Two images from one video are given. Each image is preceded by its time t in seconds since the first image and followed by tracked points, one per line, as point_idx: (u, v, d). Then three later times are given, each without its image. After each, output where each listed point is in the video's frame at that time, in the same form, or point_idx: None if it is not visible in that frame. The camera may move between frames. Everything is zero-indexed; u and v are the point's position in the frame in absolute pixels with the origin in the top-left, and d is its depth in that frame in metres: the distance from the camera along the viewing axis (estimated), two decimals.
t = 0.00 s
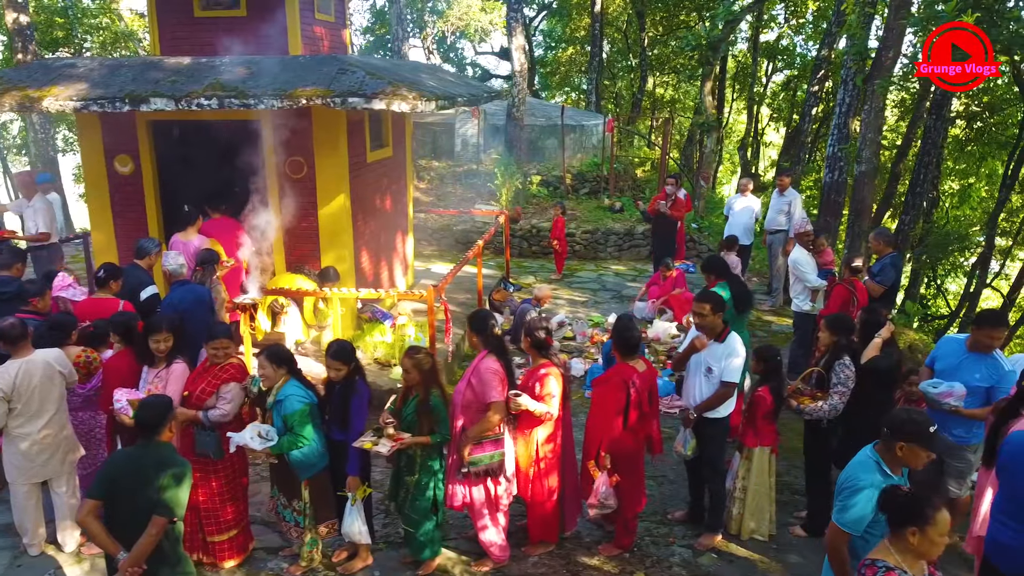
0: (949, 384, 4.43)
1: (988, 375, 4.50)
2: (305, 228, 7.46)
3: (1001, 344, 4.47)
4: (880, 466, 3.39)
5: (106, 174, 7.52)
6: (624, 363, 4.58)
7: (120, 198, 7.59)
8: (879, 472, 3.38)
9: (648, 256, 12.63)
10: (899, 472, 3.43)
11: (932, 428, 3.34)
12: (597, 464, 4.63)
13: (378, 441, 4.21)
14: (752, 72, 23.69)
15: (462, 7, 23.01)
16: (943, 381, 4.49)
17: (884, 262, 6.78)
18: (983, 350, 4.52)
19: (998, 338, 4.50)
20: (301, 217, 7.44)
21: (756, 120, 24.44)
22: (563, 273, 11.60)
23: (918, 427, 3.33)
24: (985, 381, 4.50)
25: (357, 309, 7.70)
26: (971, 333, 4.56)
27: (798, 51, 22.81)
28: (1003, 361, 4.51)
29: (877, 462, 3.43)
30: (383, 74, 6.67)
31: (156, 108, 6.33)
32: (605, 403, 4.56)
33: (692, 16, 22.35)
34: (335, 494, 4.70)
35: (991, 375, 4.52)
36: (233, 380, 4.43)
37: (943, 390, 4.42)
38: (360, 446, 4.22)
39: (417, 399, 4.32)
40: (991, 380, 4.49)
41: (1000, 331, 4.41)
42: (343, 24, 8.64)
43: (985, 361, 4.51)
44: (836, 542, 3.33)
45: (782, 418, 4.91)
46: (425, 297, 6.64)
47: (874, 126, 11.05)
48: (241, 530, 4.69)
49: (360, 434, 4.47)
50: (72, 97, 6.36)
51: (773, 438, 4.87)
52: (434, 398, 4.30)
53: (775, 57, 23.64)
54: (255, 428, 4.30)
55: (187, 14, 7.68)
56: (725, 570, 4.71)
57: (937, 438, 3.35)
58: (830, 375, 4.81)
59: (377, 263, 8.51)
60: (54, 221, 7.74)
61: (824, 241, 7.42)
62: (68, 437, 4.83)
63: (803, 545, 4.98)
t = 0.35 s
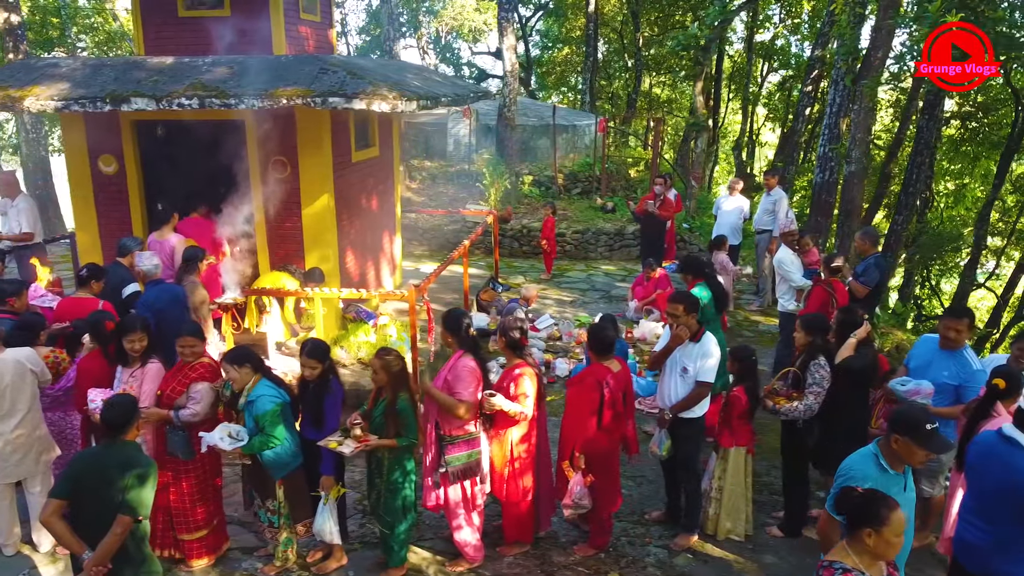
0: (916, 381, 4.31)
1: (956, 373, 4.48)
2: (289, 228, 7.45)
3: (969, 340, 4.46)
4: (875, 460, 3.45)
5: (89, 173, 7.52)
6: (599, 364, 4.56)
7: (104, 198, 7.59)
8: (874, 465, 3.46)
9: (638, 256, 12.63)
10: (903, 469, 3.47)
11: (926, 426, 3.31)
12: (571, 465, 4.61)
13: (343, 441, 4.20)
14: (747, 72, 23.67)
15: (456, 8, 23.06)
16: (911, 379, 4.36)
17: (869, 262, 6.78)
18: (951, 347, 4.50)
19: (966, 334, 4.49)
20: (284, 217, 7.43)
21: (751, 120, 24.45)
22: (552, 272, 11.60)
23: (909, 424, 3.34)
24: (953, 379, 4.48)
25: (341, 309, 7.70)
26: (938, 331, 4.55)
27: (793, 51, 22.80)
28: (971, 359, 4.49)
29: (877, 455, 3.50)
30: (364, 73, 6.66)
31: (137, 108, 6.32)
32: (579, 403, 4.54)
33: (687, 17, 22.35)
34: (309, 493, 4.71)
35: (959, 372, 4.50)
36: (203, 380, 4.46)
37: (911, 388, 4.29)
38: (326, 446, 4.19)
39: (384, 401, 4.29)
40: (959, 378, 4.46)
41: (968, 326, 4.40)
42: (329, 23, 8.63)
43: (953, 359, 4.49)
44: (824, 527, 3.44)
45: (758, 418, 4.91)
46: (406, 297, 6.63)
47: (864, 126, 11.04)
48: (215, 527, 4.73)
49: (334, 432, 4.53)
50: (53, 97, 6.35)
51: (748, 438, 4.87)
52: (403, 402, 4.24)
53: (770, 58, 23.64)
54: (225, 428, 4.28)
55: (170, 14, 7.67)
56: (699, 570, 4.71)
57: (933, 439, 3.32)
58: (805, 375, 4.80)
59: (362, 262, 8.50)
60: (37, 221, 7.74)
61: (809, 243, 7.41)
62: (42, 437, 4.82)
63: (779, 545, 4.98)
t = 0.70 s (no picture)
0: (883, 375, 4.48)
1: (918, 366, 4.51)
2: (272, 229, 7.44)
3: (932, 333, 4.50)
4: (858, 459, 3.37)
5: (73, 172, 7.50)
6: (572, 363, 4.54)
7: (88, 199, 7.57)
8: (858, 463, 3.38)
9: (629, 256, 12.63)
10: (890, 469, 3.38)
11: (906, 424, 3.22)
12: (546, 465, 4.59)
13: (308, 442, 4.31)
14: (742, 72, 23.65)
15: (450, 7, 23.01)
16: (881, 373, 4.53)
17: (851, 262, 6.83)
18: (915, 340, 4.55)
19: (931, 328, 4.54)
20: (268, 217, 7.42)
21: (746, 120, 24.45)
22: (542, 272, 11.60)
23: (891, 421, 3.26)
24: (916, 371, 4.51)
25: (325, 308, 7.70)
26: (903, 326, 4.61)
27: (788, 52, 22.78)
28: (936, 352, 4.50)
29: (863, 454, 3.42)
30: (346, 73, 6.66)
31: (118, 108, 6.31)
32: (552, 403, 4.53)
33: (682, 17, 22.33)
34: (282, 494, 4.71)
35: (923, 365, 4.52)
36: (174, 383, 4.44)
37: (877, 381, 4.47)
38: (291, 447, 4.28)
39: (352, 403, 4.33)
40: (921, 370, 4.49)
41: (928, 316, 4.45)
42: (315, 23, 8.62)
43: (916, 352, 4.53)
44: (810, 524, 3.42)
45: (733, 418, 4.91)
46: (387, 296, 6.64)
47: (853, 126, 11.05)
48: (189, 528, 4.73)
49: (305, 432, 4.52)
50: (34, 97, 6.34)
51: (724, 437, 4.86)
52: (371, 403, 4.29)
53: (765, 58, 23.62)
54: (198, 425, 4.31)
55: (155, 13, 7.66)
56: (674, 570, 4.71)
57: (915, 438, 3.23)
58: (781, 375, 4.80)
59: (348, 263, 8.49)
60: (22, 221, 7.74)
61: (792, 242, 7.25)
62: (16, 436, 4.82)
63: (755, 546, 4.97)
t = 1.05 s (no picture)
0: (854, 371, 4.58)
1: (886, 360, 4.70)
2: (256, 228, 7.43)
3: (899, 328, 4.72)
4: (831, 463, 3.12)
5: (56, 172, 7.49)
6: (545, 363, 4.52)
7: (72, 199, 7.56)
8: (831, 468, 3.14)
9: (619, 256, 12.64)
10: (865, 472, 3.13)
11: (878, 427, 2.98)
12: (519, 465, 4.56)
13: (279, 442, 4.37)
14: (737, 72, 23.64)
15: (444, 7, 22.98)
16: (850, 369, 4.64)
17: (833, 262, 6.82)
18: (883, 335, 4.76)
19: (896, 324, 4.76)
20: (251, 217, 7.41)
21: (741, 120, 24.44)
22: (531, 273, 11.60)
23: (863, 423, 3.02)
24: (884, 365, 4.70)
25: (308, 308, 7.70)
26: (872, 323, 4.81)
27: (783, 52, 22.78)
28: (903, 347, 4.70)
29: (836, 458, 3.17)
30: (328, 73, 6.66)
31: (98, 107, 6.30)
32: (523, 403, 4.50)
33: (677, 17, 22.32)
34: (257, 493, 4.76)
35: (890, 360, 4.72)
36: (136, 389, 4.38)
37: (849, 376, 4.56)
38: (262, 447, 4.35)
39: (322, 403, 4.36)
40: (889, 364, 4.68)
41: (894, 311, 4.69)
42: (300, 23, 8.63)
43: (884, 347, 4.73)
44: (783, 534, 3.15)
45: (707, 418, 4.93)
46: (368, 295, 6.64)
47: (841, 127, 11.07)
48: (162, 528, 4.73)
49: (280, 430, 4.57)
50: (15, 97, 6.33)
51: (697, 438, 4.89)
52: (340, 403, 4.32)
53: (759, 58, 23.62)
54: (172, 428, 4.39)
55: (139, 14, 7.66)
56: (647, 570, 4.70)
57: (888, 441, 3.00)
58: (755, 375, 4.80)
59: (333, 263, 8.50)
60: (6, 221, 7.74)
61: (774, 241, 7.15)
62: None
63: (730, 546, 4.98)
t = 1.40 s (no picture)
0: (829, 371, 4.56)
1: (858, 358, 4.75)
2: (239, 229, 7.42)
3: (870, 326, 4.77)
4: (794, 462, 3.00)
5: (40, 172, 7.49)
6: (517, 363, 4.51)
7: (56, 199, 7.56)
8: (796, 467, 3.02)
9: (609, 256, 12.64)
10: (831, 471, 3.01)
11: (837, 425, 2.87)
12: (491, 464, 4.56)
13: (251, 441, 4.37)
14: (731, 72, 23.65)
15: (438, 7, 22.99)
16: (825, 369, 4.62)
17: (816, 262, 6.75)
18: (854, 334, 4.81)
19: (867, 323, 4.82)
20: (233, 217, 7.41)
21: (736, 120, 24.45)
22: (520, 272, 11.60)
23: (823, 420, 2.91)
24: (857, 364, 4.75)
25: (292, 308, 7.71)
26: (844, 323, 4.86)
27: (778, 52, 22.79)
28: (874, 344, 4.75)
29: (801, 457, 3.05)
30: (308, 73, 6.65)
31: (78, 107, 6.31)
32: (496, 402, 4.50)
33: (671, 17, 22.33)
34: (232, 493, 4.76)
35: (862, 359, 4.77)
36: (92, 394, 4.34)
37: (823, 377, 4.54)
38: (234, 446, 4.35)
39: (293, 402, 4.35)
40: (862, 362, 4.73)
41: (868, 310, 4.73)
42: (286, 23, 8.61)
43: (856, 345, 4.78)
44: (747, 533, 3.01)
45: (682, 418, 4.94)
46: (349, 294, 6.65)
47: (830, 127, 11.07)
48: (136, 528, 4.73)
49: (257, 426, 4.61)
50: None
51: (671, 437, 4.91)
52: (311, 402, 4.32)
53: (754, 58, 23.63)
54: (145, 431, 4.34)
55: (123, 14, 7.65)
56: (621, 569, 4.70)
57: (850, 438, 2.89)
58: (728, 374, 4.80)
59: (319, 263, 8.50)
60: None
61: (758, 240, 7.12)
62: None
63: (705, 545, 4.98)
